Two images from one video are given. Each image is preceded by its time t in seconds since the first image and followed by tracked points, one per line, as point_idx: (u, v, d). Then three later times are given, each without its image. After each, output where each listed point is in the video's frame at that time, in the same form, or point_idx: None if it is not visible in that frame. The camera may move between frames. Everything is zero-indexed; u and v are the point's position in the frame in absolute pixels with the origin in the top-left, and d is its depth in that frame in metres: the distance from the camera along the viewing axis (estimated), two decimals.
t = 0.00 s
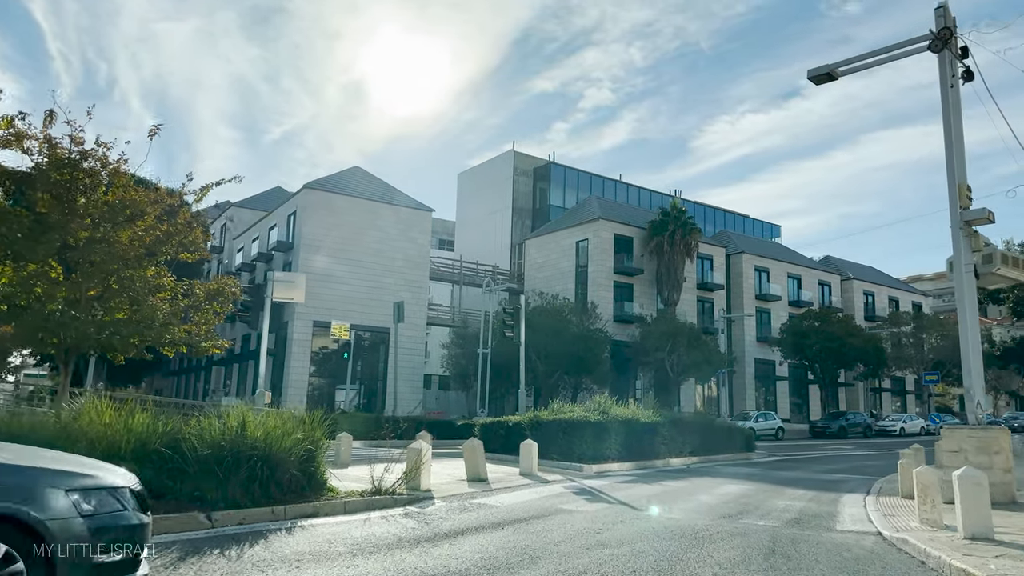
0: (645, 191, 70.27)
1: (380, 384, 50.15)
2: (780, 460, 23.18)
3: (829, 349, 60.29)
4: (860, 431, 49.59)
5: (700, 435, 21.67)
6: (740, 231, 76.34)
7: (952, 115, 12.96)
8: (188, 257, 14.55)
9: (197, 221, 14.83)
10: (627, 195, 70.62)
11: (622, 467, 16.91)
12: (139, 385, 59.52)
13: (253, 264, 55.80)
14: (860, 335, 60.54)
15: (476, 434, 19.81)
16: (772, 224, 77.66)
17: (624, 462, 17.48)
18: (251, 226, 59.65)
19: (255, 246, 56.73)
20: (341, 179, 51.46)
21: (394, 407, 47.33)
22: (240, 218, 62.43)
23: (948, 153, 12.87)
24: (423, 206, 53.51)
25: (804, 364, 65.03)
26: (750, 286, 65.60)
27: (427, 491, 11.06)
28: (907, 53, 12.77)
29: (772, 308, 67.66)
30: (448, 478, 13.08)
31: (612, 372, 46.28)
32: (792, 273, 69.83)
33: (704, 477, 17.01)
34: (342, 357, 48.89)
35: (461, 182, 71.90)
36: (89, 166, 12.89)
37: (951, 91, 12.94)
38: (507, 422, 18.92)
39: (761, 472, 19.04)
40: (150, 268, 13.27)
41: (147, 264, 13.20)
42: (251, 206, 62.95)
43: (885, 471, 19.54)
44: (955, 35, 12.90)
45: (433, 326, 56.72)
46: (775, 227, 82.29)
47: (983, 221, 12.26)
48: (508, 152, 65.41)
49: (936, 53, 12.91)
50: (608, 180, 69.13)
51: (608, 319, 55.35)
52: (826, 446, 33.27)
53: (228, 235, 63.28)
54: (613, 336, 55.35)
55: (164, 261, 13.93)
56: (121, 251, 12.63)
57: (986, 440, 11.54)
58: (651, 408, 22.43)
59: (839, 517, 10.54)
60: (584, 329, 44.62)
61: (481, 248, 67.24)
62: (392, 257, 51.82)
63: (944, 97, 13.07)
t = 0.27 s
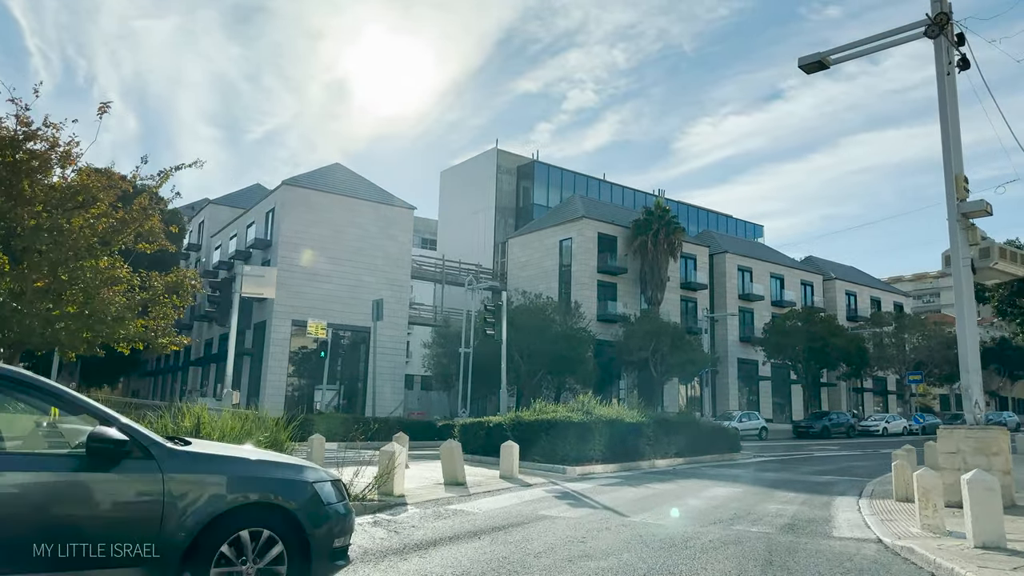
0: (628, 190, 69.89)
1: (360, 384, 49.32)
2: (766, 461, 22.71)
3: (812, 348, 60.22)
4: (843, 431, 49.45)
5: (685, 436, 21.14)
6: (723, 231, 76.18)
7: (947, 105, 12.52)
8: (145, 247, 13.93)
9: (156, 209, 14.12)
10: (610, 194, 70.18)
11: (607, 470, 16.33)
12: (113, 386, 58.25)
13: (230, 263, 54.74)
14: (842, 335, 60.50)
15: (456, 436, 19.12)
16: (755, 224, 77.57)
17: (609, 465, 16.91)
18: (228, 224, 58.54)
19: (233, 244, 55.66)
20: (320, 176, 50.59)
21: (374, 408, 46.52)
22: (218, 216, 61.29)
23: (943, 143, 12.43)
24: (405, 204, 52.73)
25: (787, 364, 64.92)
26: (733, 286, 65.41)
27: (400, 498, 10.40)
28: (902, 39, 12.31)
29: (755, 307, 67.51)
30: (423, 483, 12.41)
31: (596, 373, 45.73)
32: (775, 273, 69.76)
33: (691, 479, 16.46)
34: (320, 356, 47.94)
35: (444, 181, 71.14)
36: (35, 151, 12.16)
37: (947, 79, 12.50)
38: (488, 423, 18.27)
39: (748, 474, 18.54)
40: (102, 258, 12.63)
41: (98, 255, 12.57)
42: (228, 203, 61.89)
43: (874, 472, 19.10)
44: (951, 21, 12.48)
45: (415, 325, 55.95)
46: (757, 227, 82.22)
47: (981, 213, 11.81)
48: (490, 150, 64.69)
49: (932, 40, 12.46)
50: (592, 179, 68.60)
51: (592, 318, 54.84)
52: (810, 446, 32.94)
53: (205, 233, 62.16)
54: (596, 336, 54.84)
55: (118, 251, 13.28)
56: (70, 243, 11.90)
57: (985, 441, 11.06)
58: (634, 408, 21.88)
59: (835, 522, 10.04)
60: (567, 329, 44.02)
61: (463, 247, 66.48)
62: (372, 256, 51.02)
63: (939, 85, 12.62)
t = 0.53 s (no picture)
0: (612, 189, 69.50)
1: (340, 385, 48.55)
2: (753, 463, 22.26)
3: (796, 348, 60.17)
4: (827, 432, 49.34)
5: (671, 436, 20.64)
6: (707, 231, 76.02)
7: (945, 95, 12.09)
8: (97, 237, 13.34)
9: (110, 196, 13.40)
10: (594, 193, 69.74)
11: (592, 473, 15.75)
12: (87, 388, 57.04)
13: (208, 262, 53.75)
14: (826, 335, 60.44)
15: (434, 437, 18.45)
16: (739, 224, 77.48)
17: (593, 467, 16.37)
18: (206, 222, 57.49)
19: (210, 243, 54.65)
20: (300, 173, 49.73)
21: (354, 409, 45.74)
22: (196, 214, 60.22)
23: (940, 132, 12.00)
24: (387, 202, 52.00)
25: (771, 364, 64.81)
26: (716, 286, 65.20)
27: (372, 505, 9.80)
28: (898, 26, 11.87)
29: (739, 308, 67.34)
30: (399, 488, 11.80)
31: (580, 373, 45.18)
32: (758, 274, 69.67)
33: (677, 482, 15.94)
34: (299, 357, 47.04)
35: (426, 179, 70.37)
36: None
37: (944, 67, 12.07)
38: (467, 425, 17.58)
39: (734, 475, 18.08)
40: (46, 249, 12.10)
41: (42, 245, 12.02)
42: (207, 201, 60.88)
43: (863, 474, 18.71)
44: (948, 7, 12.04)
45: (396, 325, 55.20)
46: (741, 227, 82.16)
47: (980, 206, 11.38)
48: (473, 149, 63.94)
49: (929, 27, 12.03)
50: (576, 178, 68.15)
51: (575, 318, 54.35)
52: (795, 446, 32.57)
53: (182, 231, 61.11)
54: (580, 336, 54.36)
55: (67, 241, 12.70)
56: (14, 232, 11.34)
57: (984, 443, 10.62)
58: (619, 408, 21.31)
59: (833, 530, 9.54)
60: (550, 329, 43.43)
61: (446, 246, 65.70)
62: (353, 255, 50.21)
63: (935, 73, 12.20)
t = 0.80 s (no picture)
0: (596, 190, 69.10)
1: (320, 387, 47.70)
2: (740, 465, 21.80)
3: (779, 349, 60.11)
4: (810, 433, 49.25)
5: (656, 439, 20.12)
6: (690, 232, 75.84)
7: (941, 84, 11.66)
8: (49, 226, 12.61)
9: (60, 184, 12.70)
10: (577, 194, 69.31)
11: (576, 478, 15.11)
12: (59, 390, 55.78)
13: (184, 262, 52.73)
14: (809, 336, 60.37)
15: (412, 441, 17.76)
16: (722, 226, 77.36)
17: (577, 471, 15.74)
18: (183, 222, 56.42)
19: (187, 243, 53.60)
20: (278, 172, 48.86)
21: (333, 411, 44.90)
22: (173, 214, 59.13)
23: (938, 122, 11.55)
24: (367, 201, 51.22)
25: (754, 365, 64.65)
26: (700, 287, 64.96)
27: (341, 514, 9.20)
28: (895, 13, 11.41)
29: (722, 309, 67.18)
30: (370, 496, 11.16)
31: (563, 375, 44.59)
32: (741, 275, 69.57)
33: (663, 487, 15.39)
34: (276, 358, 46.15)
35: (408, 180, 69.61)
36: None
37: (941, 55, 11.64)
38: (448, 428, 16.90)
39: (721, 479, 17.59)
40: None
41: None
42: (184, 200, 59.82)
43: (852, 477, 18.34)
44: None
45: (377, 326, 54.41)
46: (724, 229, 82.11)
47: (979, 198, 10.95)
48: (456, 148, 63.22)
49: (926, 14, 11.59)
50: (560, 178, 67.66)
51: (559, 319, 53.84)
52: (781, 448, 32.19)
53: (158, 231, 60.00)
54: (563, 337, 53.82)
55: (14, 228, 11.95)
56: None
57: (986, 445, 10.17)
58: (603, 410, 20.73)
59: (831, 539, 8.99)
60: (533, 330, 42.78)
61: (428, 247, 64.95)
62: (333, 255, 49.39)
63: (933, 61, 11.75)
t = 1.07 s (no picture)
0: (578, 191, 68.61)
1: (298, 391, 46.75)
2: (727, 469, 21.28)
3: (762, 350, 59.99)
4: (794, 435, 48.99)
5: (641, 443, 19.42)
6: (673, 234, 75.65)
7: (939, 71, 11.19)
8: None
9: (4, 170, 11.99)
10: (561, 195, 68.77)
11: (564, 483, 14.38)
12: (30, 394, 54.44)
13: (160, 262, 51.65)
14: (793, 337, 60.20)
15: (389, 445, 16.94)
16: (706, 227, 77.20)
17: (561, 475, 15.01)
18: (159, 222, 55.32)
19: (163, 243, 52.53)
20: (257, 171, 48.01)
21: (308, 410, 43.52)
22: (149, 214, 58.02)
23: (937, 110, 11.05)
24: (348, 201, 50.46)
25: (737, 367, 64.43)
26: (683, 289, 64.67)
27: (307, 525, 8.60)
28: None
29: (705, 311, 66.93)
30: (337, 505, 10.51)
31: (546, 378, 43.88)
32: (724, 277, 69.40)
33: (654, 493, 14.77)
34: (253, 360, 45.17)
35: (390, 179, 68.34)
36: None
37: (940, 41, 11.19)
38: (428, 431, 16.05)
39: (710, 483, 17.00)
40: None
41: None
42: (160, 200, 58.73)
43: (843, 480, 17.85)
44: None
45: (358, 328, 53.53)
46: (707, 230, 81.97)
47: (981, 189, 10.47)
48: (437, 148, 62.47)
49: None
50: (543, 179, 67.06)
51: (542, 321, 53.25)
52: (768, 451, 31.77)
53: (134, 231, 58.86)
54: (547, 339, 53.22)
55: None
56: None
57: (990, 448, 9.68)
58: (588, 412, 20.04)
59: (832, 550, 8.38)
60: (516, 331, 42.02)
61: (410, 248, 64.09)
62: (312, 256, 48.53)
63: (932, 47, 11.25)
